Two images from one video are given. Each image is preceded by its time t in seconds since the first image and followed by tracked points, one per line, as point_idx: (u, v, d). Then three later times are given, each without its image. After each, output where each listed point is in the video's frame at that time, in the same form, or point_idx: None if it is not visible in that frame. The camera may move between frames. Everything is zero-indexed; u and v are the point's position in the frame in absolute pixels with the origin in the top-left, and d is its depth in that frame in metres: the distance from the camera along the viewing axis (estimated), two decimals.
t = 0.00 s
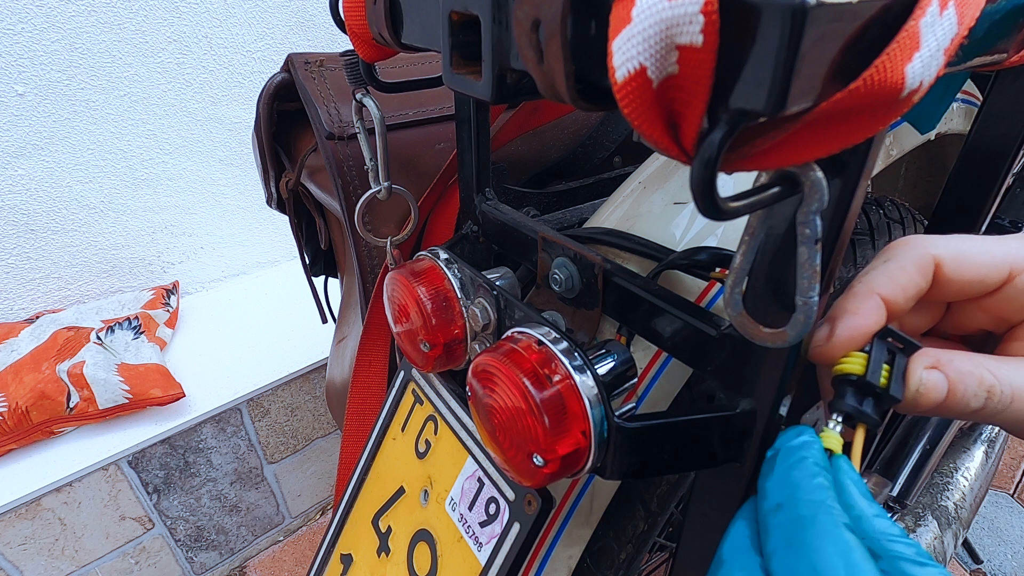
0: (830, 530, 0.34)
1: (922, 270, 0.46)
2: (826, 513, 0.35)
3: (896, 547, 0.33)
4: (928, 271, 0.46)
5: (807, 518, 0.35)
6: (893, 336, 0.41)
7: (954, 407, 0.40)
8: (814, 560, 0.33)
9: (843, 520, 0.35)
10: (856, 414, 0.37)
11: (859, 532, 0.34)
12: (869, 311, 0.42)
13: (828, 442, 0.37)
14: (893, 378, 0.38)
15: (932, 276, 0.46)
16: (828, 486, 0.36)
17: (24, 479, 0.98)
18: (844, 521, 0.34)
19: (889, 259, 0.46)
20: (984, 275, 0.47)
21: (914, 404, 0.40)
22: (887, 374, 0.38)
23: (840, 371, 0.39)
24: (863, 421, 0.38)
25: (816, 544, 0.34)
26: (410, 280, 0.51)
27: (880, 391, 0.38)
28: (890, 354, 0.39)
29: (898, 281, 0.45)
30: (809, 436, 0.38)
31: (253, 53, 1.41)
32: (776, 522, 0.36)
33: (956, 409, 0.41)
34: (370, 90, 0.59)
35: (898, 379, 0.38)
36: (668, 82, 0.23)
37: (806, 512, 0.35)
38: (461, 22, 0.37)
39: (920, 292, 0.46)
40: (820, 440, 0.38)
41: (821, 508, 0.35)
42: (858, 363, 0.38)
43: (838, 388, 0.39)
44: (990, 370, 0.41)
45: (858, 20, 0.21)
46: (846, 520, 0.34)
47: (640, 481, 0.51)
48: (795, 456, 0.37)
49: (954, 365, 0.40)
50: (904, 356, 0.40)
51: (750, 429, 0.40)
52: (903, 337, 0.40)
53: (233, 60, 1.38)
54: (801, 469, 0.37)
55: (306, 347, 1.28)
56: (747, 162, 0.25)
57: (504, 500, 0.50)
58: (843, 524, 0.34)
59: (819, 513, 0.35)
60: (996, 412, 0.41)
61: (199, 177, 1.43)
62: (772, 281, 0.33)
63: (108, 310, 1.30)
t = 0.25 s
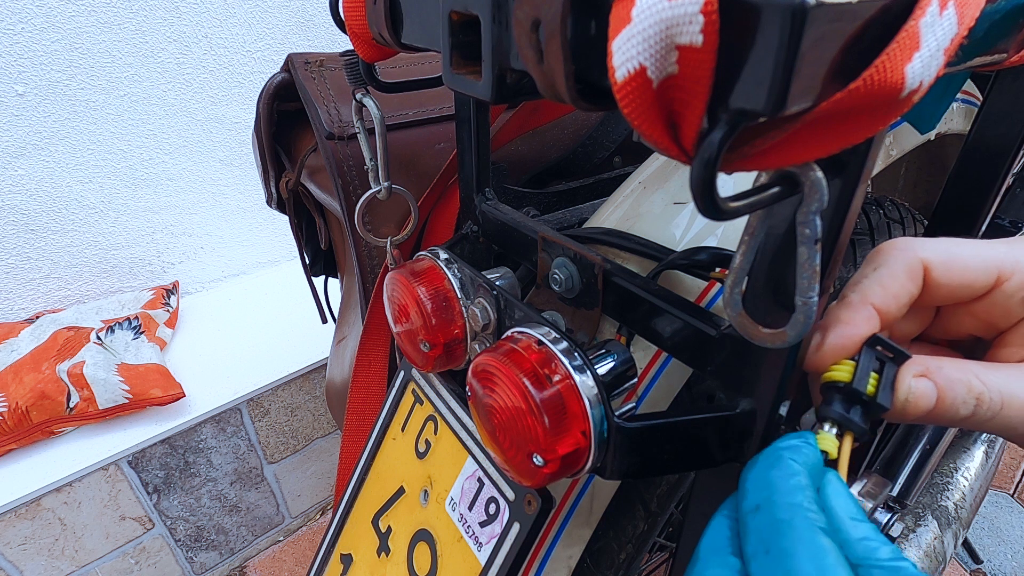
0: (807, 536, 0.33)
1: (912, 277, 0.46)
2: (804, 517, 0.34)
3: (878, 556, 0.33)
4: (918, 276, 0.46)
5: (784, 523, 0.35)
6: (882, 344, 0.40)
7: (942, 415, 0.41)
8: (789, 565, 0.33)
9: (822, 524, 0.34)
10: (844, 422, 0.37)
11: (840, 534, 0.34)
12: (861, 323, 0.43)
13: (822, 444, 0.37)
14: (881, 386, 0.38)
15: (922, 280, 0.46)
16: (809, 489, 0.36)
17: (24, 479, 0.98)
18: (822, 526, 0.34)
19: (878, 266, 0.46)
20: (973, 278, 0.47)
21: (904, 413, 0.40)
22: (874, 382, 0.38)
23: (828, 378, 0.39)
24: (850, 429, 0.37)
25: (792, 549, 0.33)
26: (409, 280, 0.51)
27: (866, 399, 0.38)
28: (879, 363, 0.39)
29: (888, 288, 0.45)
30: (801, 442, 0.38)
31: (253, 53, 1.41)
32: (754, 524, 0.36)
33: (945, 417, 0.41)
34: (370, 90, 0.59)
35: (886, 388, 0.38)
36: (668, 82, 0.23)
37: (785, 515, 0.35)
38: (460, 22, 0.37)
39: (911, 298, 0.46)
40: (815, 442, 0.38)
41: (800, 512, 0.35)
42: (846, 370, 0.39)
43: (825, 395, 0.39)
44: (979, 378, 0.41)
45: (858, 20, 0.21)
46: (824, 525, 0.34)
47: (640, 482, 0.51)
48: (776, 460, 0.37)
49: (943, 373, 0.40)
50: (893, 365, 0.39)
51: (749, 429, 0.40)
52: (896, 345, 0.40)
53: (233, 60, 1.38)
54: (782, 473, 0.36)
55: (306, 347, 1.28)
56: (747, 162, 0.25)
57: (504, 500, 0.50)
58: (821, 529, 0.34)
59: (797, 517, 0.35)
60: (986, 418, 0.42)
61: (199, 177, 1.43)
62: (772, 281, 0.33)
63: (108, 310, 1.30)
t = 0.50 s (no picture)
0: (825, 530, 0.33)
1: (901, 284, 0.46)
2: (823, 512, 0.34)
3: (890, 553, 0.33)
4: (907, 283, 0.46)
5: (801, 519, 0.35)
6: (886, 349, 0.39)
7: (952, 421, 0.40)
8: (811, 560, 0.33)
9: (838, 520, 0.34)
10: (850, 430, 0.37)
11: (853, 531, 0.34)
12: (859, 333, 0.43)
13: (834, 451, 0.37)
14: (883, 391, 0.37)
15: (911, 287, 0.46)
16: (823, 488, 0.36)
17: (24, 479, 0.98)
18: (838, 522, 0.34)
19: (866, 277, 0.46)
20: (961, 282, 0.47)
21: (913, 420, 0.39)
22: (877, 388, 0.38)
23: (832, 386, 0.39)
24: (857, 437, 0.37)
25: (813, 543, 0.33)
26: (409, 280, 0.51)
27: (870, 404, 0.37)
28: (883, 368, 0.39)
29: (879, 297, 0.45)
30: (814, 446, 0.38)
31: (253, 53, 1.41)
32: (768, 521, 0.36)
33: (954, 421, 0.40)
34: (369, 90, 0.59)
35: (890, 393, 0.38)
36: (667, 82, 0.23)
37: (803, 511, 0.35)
38: (460, 22, 0.37)
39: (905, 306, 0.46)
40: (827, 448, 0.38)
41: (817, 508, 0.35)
42: (848, 378, 0.38)
43: (830, 403, 0.38)
44: (983, 381, 0.41)
45: (858, 20, 0.21)
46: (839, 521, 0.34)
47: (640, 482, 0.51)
48: (786, 459, 0.37)
49: (949, 376, 0.40)
50: (899, 370, 0.39)
51: (749, 429, 0.40)
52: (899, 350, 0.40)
53: (233, 60, 1.38)
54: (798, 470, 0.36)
55: (306, 348, 1.28)
56: (746, 162, 0.25)
57: (503, 500, 0.50)
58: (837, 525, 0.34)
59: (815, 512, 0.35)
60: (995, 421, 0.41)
61: (199, 177, 1.43)
62: (772, 281, 0.33)
63: (108, 310, 1.30)
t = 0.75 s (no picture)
0: (817, 543, 0.33)
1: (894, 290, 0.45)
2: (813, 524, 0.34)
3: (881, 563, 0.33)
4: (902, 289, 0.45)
5: (795, 531, 0.35)
6: (890, 359, 0.40)
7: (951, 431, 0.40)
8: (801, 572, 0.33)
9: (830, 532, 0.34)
10: (851, 441, 0.37)
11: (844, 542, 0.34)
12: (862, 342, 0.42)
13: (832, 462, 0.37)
14: (889, 404, 0.38)
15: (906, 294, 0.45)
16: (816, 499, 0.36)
17: (24, 479, 0.98)
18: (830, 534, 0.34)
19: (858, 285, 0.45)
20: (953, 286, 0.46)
21: (916, 434, 0.39)
22: (882, 400, 0.38)
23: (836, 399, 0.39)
24: (859, 450, 0.37)
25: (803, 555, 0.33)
26: (409, 280, 0.51)
27: (875, 417, 0.37)
28: (888, 379, 0.39)
29: (874, 306, 0.44)
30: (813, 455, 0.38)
31: (253, 53, 1.41)
32: (764, 532, 0.36)
33: (953, 432, 0.40)
34: (369, 90, 0.59)
35: (896, 405, 0.38)
36: (667, 82, 0.23)
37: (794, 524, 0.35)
38: (460, 22, 0.37)
39: (900, 315, 0.44)
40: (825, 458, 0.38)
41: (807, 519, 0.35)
42: (852, 391, 0.39)
43: (834, 415, 0.39)
44: (980, 387, 0.40)
45: (858, 20, 0.21)
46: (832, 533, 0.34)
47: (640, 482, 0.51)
48: (782, 469, 0.37)
49: (949, 388, 0.39)
50: (904, 381, 0.39)
51: (748, 430, 0.40)
52: (905, 360, 0.40)
53: (233, 60, 1.38)
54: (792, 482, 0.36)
55: (306, 348, 1.28)
56: (746, 162, 0.25)
57: (503, 500, 0.50)
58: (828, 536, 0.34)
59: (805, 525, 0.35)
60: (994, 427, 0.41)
61: (199, 177, 1.43)
62: (772, 281, 0.33)
63: (107, 310, 1.30)
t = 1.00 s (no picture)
0: (813, 546, 0.33)
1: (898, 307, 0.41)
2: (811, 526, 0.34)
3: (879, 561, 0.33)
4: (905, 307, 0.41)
5: (791, 533, 0.35)
6: (892, 376, 0.38)
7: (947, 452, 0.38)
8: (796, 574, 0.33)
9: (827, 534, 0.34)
10: (848, 454, 0.37)
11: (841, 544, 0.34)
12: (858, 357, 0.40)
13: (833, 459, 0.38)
14: (887, 421, 0.36)
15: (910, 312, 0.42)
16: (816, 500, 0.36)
17: (24, 479, 0.98)
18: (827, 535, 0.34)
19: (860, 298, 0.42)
20: (963, 299, 0.42)
21: (909, 454, 0.38)
22: (881, 417, 0.37)
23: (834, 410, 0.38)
24: (853, 463, 0.37)
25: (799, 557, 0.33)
26: (409, 280, 0.51)
27: (872, 432, 0.37)
28: (888, 396, 0.38)
29: (873, 321, 0.41)
30: (814, 453, 0.38)
31: (253, 53, 1.41)
32: (762, 535, 0.36)
33: (950, 452, 0.38)
34: (369, 90, 0.59)
35: (894, 422, 0.36)
36: (667, 82, 0.23)
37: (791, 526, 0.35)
38: (460, 22, 0.37)
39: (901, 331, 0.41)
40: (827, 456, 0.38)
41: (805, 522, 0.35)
42: (852, 404, 0.38)
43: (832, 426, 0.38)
44: (979, 409, 0.37)
45: (858, 20, 0.21)
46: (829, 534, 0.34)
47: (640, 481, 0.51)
48: (782, 471, 0.38)
49: (947, 410, 0.37)
50: (904, 399, 0.37)
51: (749, 430, 0.40)
52: (907, 378, 0.38)
53: (233, 60, 1.38)
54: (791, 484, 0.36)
55: (306, 347, 1.28)
56: (746, 162, 0.25)
57: (504, 500, 0.50)
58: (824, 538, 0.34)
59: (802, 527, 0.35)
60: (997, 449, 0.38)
61: (199, 177, 1.43)
62: (772, 281, 0.33)
63: (107, 310, 1.30)
